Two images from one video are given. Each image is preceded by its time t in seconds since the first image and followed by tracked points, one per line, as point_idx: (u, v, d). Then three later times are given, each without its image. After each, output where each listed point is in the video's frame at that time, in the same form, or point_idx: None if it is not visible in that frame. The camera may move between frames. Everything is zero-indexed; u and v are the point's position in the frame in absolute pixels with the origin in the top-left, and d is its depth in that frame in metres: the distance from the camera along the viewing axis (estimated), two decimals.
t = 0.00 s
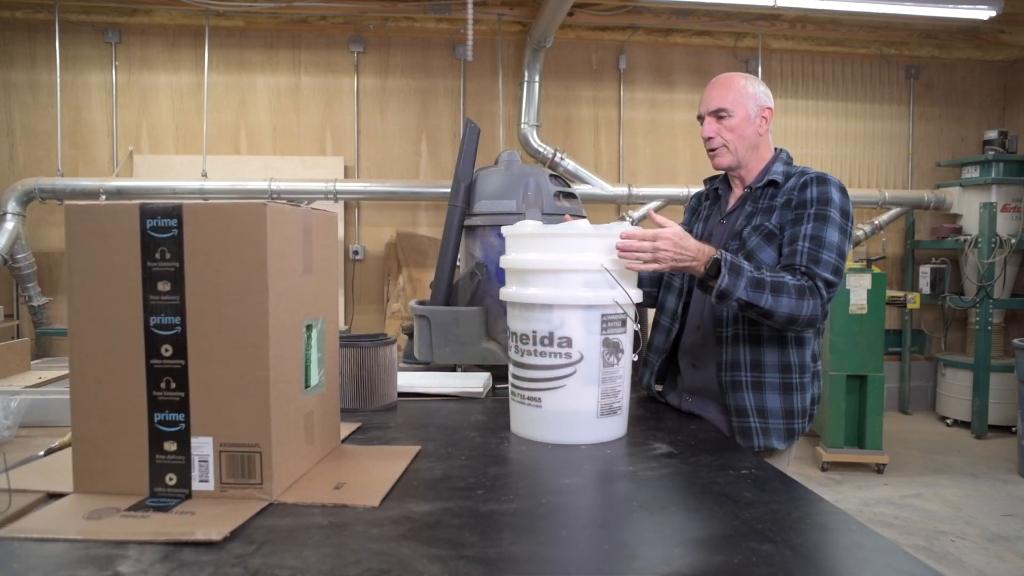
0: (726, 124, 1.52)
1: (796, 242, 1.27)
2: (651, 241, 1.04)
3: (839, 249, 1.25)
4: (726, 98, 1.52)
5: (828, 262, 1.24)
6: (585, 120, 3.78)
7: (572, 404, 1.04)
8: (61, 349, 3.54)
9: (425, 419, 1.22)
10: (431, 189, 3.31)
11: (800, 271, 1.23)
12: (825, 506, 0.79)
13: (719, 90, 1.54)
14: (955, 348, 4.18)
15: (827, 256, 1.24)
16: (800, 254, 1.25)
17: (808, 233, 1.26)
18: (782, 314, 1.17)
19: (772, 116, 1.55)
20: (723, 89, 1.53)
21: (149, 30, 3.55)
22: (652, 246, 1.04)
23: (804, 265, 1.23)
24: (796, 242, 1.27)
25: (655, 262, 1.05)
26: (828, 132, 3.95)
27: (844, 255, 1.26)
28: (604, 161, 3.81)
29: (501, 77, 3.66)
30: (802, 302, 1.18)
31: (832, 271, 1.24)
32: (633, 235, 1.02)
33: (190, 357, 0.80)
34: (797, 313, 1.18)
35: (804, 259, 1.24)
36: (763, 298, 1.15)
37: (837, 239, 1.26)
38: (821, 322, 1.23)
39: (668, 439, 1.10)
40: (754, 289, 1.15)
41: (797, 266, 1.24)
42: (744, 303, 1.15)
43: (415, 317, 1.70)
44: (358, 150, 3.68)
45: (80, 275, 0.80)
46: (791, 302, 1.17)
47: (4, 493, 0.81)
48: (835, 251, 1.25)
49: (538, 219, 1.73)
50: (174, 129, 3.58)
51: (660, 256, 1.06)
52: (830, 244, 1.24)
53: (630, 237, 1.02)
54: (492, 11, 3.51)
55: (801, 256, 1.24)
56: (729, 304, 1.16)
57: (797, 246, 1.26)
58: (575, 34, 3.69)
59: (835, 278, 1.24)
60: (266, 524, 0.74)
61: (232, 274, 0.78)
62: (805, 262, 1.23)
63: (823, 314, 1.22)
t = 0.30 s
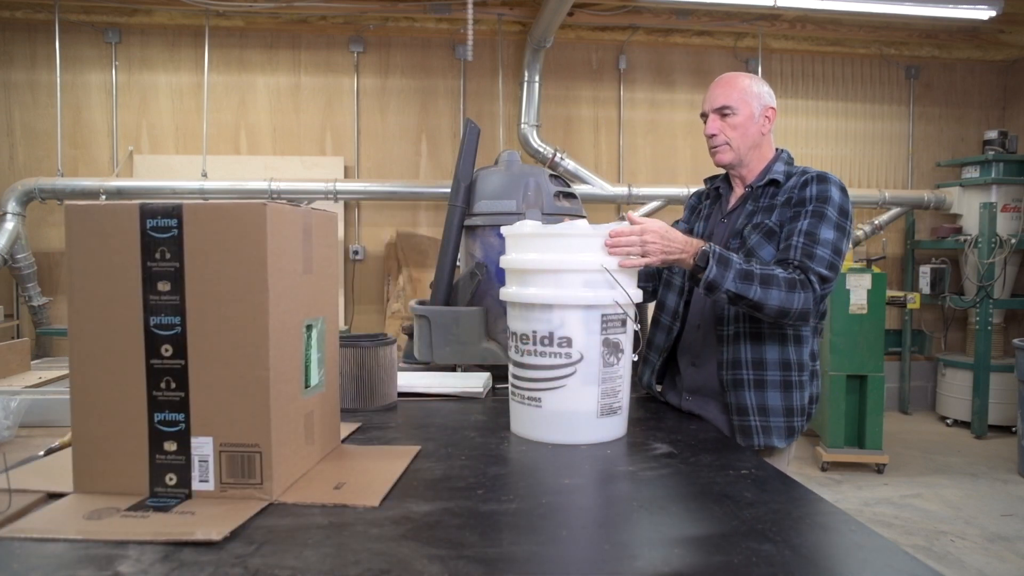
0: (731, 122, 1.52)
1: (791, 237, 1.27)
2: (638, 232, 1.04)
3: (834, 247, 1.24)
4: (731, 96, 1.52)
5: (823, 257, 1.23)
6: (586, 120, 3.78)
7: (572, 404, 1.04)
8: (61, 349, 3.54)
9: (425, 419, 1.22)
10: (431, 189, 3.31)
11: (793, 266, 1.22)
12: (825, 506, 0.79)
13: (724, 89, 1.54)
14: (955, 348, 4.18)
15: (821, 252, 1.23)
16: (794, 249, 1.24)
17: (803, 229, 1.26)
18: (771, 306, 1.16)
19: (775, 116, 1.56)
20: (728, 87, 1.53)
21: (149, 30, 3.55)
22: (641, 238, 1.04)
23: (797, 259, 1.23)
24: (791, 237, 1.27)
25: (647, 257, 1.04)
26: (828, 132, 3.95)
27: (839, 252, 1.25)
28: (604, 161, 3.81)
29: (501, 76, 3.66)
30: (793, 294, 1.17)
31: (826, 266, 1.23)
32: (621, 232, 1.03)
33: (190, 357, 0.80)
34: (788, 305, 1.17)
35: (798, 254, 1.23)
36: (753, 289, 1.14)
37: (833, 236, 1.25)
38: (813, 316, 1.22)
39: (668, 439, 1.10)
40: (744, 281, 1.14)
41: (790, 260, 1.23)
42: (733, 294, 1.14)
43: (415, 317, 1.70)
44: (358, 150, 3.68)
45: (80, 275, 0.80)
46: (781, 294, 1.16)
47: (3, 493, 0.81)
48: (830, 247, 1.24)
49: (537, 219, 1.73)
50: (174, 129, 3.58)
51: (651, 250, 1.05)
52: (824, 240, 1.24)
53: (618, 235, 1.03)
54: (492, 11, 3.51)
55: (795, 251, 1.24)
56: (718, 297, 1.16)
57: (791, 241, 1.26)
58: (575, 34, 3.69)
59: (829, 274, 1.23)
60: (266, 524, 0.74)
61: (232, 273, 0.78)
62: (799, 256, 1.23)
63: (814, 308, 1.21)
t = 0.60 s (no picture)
0: (731, 121, 1.52)
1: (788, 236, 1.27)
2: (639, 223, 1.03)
3: (830, 246, 1.24)
4: (732, 95, 1.52)
5: (819, 256, 1.23)
6: (586, 120, 3.78)
7: (572, 403, 1.04)
8: (61, 349, 3.54)
9: (425, 419, 1.22)
10: (431, 189, 3.31)
11: (788, 263, 1.22)
12: (825, 506, 0.80)
13: (726, 87, 1.53)
14: (955, 348, 4.18)
15: (817, 251, 1.23)
16: (790, 248, 1.24)
17: (799, 228, 1.26)
18: (766, 302, 1.16)
19: (775, 116, 1.56)
20: (730, 85, 1.53)
21: (149, 30, 3.55)
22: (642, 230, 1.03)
23: (793, 256, 1.23)
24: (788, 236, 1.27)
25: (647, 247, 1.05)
26: (828, 132, 3.95)
27: (836, 251, 1.25)
28: (604, 161, 3.81)
29: (501, 76, 3.66)
30: (788, 292, 1.17)
31: (823, 265, 1.23)
32: (620, 219, 1.01)
33: (190, 357, 0.80)
34: (782, 302, 1.17)
35: (794, 253, 1.23)
36: (747, 285, 1.14)
37: (829, 235, 1.25)
38: (808, 314, 1.22)
39: (668, 439, 1.10)
40: (738, 277, 1.14)
41: (785, 258, 1.23)
42: (728, 289, 1.14)
43: (415, 317, 1.70)
44: (358, 150, 3.68)
45: (80, 276, 0.80)
46: (776, 291, 1.16)
47: (4, 493, 0.81)
48: (826, 246, 1.24)
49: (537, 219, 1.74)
50: (174, 129, 3.58)
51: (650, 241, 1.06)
52: (820, 239, 1.24)
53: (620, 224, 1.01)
54: (492, 11, 3.51)
55: (791, 249, 1.23)
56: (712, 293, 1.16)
57: (787, 240, 1.26)
58: (575, 34, 3.69)
59: (825, 272, 1.23)
60: (266, 524, 0.74)
61: (231, 273, 0.78)
62: (795, 255, 1.23)
63: (808, 306, 1.20)
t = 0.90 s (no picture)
0: (734, 114, 1.52)
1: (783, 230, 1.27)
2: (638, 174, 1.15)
3: (824, 242, 1.25)
4: (737, 90, 1.52)
5: (812, 249, 1.24)
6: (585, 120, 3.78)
7: (572, 403, 1.04)
8: (61, 349, 3.54)
9: (425, 419, 1.22)
10: (431, 189, 3.31)
11: (781, 252, 1.22)
12: (825, 506, 0.80)
13: (732, 82, 1.54)
14: (955, 348, 4.18)
15: (811, 244, 1.23)
16: (783, 239, 1.24)
17: (795, 222, 1.26)
18: (754, 286, 1.15)
19: (779, 116, 1.56)
20: (736, 80, 1.54)
21: (149, 30, 3.55)
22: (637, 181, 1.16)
23: (785, 244, 1.23)
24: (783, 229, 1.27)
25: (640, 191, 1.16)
26: (828, 132, 3.95)
27: (830, 246, 1.26)
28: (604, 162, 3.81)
29: (501, 77, 3.66)
30: (779, 279, 1.17)
31: (814, 258, 1.23)
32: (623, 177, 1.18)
33: (190, 357, 0.80)
34: (772, 289, 1.16)
35: (788, 244, 1.22)
36: (736, 266, 1.13)
37: (824, 231, 1.25)
38: (797, 304, 1.22)
39: (668, 440, 1.10)
40: (729, 256, 1.13)
41: (777, 247, 1.23)
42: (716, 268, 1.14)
43: (415, 317, 1.70)
44: (358, 150, 3.68)
45: (80, 276, 0.80)
46: (766, 275, 1.15)
47: (3, 493, 0.81)
48: (820, 241, 1.25)
49: (537, 219, 1.74)
50: (174, 129, 3.58)
51: (640, 193, 1.16)
52: (814, 233, 1.24)
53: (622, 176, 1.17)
54: (492, 11, 3.51)
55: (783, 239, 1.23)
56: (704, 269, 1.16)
57: (781, 231, 1.25)
58: (575, 34, 3.69)
59: (818, 265, 1.24)
60: (266, 524, 0.74)
61: (231, 273, 0.78)
62: (787, 244, 1.23)
63: (797, 295, 1.20)
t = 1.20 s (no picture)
0: (739, 110, 1.52)
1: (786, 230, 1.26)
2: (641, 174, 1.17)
3: (827, 243, 1.25)
4: (743, 87, 1.53)
5: (816, 250, 1.23)
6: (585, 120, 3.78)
7: (572, 403, 1.04)
8: (61, 349, 3.54)
9: (425, 420, 1.22)
10: (431, 189, 3.31)
11: (786, 253, 1.21)
12: (825, 506, 0.80)
13: (738, 80, 1.55)
14: (955, 348, 4.18)
15: (814, 245, 1.23)
16: (786, 238, 1.23)
17: (797, 222, 1.26)
18: (761, 288, 1.15)
19: (781, 117, 1.57)
20: (742, 78, 1.55)
21: (149, 30, 3.55)
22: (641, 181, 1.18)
23: (789, 244, 1.22)
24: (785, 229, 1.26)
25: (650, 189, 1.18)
26: (829, 132, 3.95)
27: (832, 247, 1.26)
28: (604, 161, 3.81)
29: (501, 77, 3.66)
30: (784, 280, 1.17)
31: (818, 259, 1.23)
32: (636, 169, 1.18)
33: (190, 357, 0.80)
34: (777, 290, 1.17)
35: (792, 244, 1.22)
36: (744, 268, 1.13)
37: (827, 232, 1.25)
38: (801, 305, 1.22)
39: (668, 440, 1.10)
40: (738, 257, 1.12)
41: (782, 248, 1.22)
42: (723, 269, 1.13)
43: (415, 317, 1.70)
44: (358, 150, 3.68)
45: (80, 276, 0.80)
46: (773, 276, 1.15)
47: (3, 493, 0.81)
48: (823, 242, 1.24)
49: (537, 219, 1.74)
50: (174, 129, 3.58)
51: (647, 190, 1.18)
52: (817, 234, 1.24)
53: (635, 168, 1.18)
54: (492, 11, 3.51)
55: (788, 239, 1.23)
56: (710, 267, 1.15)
57: (784, 232, 1.25)
58: (575, 34, 3.69)
59: (820, 267, 1.24)
60: (266, 525, 0.74)
61: (231, 272, 0.78)
62: (791, 245, 1.22)
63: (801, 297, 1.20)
